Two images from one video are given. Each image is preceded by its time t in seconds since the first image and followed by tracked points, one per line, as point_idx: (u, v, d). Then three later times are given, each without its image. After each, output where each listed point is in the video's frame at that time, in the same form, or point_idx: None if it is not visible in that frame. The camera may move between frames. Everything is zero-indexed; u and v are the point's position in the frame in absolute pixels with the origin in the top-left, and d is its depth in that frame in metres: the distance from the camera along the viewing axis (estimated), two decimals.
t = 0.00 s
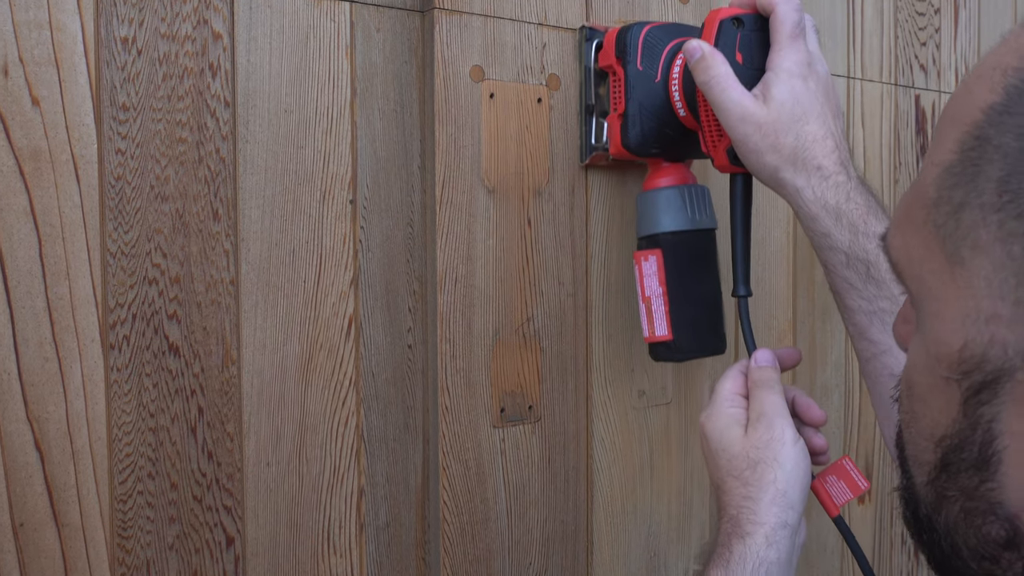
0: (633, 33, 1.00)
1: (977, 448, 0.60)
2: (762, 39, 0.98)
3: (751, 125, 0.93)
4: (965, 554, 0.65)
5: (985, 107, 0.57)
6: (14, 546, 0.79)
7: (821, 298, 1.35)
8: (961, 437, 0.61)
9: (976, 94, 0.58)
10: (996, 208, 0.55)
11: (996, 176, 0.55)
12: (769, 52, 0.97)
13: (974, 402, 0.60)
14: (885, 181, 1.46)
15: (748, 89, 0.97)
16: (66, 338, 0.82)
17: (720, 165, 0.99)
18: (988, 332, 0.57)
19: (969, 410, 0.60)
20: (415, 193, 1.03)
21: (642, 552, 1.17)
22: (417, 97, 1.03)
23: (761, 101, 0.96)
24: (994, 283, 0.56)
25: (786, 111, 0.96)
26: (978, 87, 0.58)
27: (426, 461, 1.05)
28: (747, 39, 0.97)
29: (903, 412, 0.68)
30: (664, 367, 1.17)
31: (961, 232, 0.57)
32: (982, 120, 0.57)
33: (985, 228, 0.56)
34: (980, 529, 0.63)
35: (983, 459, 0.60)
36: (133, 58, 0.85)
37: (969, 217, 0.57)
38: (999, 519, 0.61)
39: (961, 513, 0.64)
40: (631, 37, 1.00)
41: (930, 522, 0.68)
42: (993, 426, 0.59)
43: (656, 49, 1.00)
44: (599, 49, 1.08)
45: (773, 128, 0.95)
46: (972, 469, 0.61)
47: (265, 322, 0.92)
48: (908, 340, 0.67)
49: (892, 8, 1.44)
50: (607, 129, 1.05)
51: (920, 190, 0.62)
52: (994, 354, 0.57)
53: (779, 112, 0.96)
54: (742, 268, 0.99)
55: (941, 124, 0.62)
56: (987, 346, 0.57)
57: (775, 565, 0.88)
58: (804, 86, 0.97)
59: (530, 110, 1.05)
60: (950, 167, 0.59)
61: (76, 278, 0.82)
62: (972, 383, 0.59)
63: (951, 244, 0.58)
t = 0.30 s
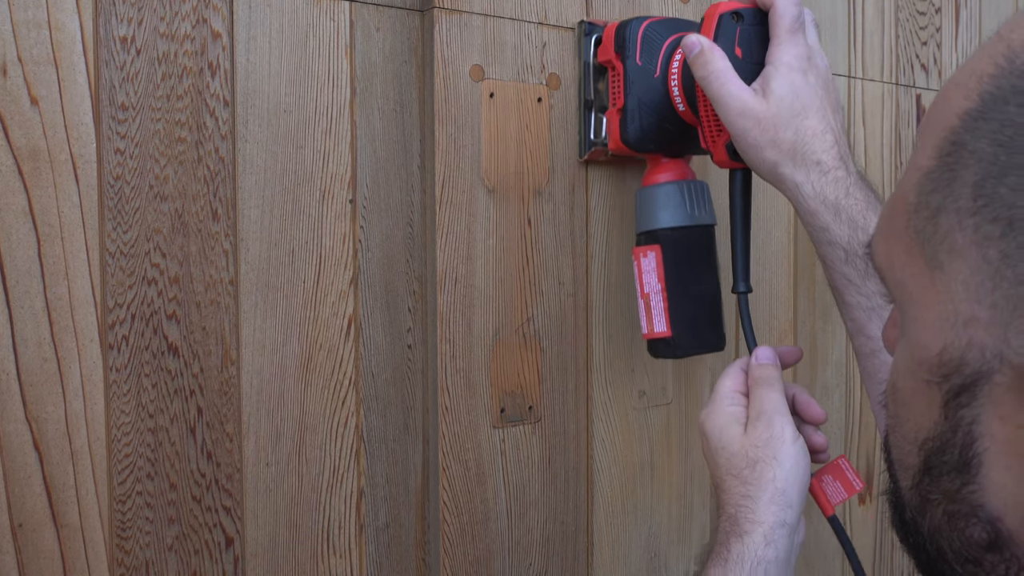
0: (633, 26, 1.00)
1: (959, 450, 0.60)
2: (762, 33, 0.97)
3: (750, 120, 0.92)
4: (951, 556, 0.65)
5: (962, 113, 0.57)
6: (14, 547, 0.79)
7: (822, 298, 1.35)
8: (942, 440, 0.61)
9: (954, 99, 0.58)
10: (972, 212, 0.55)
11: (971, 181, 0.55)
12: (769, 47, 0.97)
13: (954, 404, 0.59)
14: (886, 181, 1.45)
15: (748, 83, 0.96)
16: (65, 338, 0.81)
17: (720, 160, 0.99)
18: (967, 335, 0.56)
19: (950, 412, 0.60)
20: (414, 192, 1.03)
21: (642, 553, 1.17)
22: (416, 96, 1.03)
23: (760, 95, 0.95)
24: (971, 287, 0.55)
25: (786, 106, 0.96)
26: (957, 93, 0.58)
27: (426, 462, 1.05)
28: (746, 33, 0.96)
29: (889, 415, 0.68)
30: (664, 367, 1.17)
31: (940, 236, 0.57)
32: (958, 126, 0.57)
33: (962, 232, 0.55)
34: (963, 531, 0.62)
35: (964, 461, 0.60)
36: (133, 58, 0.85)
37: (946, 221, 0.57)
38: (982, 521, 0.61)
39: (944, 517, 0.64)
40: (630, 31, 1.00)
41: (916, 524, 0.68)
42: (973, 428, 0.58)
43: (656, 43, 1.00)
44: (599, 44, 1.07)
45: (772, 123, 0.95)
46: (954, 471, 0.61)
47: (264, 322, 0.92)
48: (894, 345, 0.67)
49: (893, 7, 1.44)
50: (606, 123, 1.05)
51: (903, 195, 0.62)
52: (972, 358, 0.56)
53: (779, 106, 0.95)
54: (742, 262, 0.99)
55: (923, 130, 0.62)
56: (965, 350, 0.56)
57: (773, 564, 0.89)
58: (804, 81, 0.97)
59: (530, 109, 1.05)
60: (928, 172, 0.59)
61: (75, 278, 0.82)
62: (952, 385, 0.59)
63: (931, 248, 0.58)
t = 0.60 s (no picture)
0: (634, 51, 1.00)
1: (960, 452, 0.60)
2: (762, 60, 0.98)
3: (751, 148, 0.93)
4: (949, 559, 0.65)
5: (966, 113, 0.57)
6: (12, 547, 0.79)
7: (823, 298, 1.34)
8: (943, 441, 0.61)
9: (958, 98, 0.57)
10: (977, 213, 0.54)
11: (976, 182, 0.55)
12: (770, 74, 0.97)
13: (955, 406, 0.59)
14: (887, 181, 1.45)
15: (748, 111, 0.97)
16: (64, 338, 0.81)
17: (720, 188, 0.99)
18: (970, 336, 0.56)
19: (951, 414, 0.60)
20: (414, 192, 1.03)
21: (642, 553, 1.17)
22: (416, 96, 1.02)
23: (761, 123, 0.96)
24: (974, 289, 0.55)
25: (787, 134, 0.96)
26: (961, 93, 0.58)
27: (426, 462, 1.04)
28: (747, 60, 0.97)
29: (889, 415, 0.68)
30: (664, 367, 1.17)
31: (944, 236, 0.57)
32: (963, 127, 0.56)
33: (966, 233, 0.55)
34: (964, 533, 0.62)
35: (964, 463, 0.60)
36: (131, 57, 0.84)
37: (950, 222, 0.56)
38: (982, 523, 0.61)
39: (944, 518, 0.63)
40: (631, 56, 1.00)
41: (915, 525, 0.68)
42: (975, 430, 0.58)
43: (657, 69, 1.00)
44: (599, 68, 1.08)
45: (772, 151, 0.95)
46: (955, 473, 0.61)
47: (264, 322, 0.92)
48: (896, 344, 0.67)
49: (894, 6, 1.43)
50: (607, 149, 1.05)
51: (906, 196, 0.61)
52: (975, 360, 0.56)
53: (780, 135, 0.95)
54: (742, 283, 0.98)
55: (927, 129, 0.61)
56: (968, 352, 0.56)
57: None
58: (804, 109, 0.97)
59: (530, 109, 1.05)
60: (932, 172, 0.58)
61: (74, 277, 0.81)
62: (954, 388, 0.59)
63: (934, 249, 0.58)
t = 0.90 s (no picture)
0: (643, 93, 1.02)
1: (973, 452, 0.60)
2: (771, 106, 0.99)
3: (759, 194, 0.93)
4: (958, 558, 0.64)
5: (993, 109, 0.56)
6: (11, 548, 0.79)
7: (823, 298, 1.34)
8: (955, 440, 0.61)
9: (985, 93, 0.57)
10: (1000, 212, 0.54)
11: (1002, 180, 0.55)
12: (779, 120, 0.98)
13: (970, 406, 0.59)
14: (888, 181, 1.45)
15: (757, 156, 0.97)
16: (63, 338, 0.81)
17: (728, 231, 1.00)
18: (987, 336, 0.56)
19: (966, 414, 0.60)
20: (414, 192, 1.03)
21: (643, 554, 1.17)
22: (416, 96, 1.02)
23: (770, 169, 0.96)
24: (994, 289, 0.55)
25: (796, 180, 0.96)
26: (988, 87, 0.58)
27: (426, 463, 1.04)
28: (756, 106, 0.98)
29: (898, 411, 0.67)
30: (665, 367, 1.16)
31: (965, 234, 0.57)
32: (990, 123, 0.56)
33: (989, 232, 0.55)
34: (974, 533, 0.62)
35: (977, 463, 0.59)
36: (130, 57, 0.84)
37: (971, 220, 0.56)
38: (993, 523, 0.60)
39: (954, 517, 0.63)
40: (641, 99, 1.02)
41: (924, 523, 0.67)
42: (989, 431, 0.58)
43: (666, 112, 1.02)
44: (608, 108, 1.09)
45: (781, 197, 0.95)
46: (967, 472, 0.60)
47: (263, 323, 0.92)
48: (906, 338, 0.67)
49: (895, 6, 1.43)
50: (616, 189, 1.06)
51: (926, 192, 0.61)
52: (993, 359, 0.56)
53: (789, 182, 0.96)
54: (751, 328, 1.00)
55: (948, 123, 0.61)
56: (986, 351, 0.56)
57: None
58: (813, 155, 0.97)
59: (530, 108, 1.05)
60: (955, 168, 0.58)
61: (73, 277, 0.81)
62: (970, 388, 0.58)
63: (954, 246, 0.58)
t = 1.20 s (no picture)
0: (648, 140, 1.02)
1: (980, 454, 0.60)
2: (776, 156, 0.99)
3: (765, 246, 0.93)
4: (964, 562, 0.63)
5: (1003, 115, 0.57)
6: (10, 548, 0.79)
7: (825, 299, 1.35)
8: (963, 443, 0.61)
9: (994, 100, 0.58)
10: (1010, 216, 0.55)
11: (1013, 184, 0.55)
12: (784, 170, 0.98)
13: (978, 408, 0.59)
14: (889, 181, 1.44)
15: (761, 207, 0.97)
16: (62, 338, 0.81)
17: (732, 280, 1.00)
18: (996, 339, 0.57)
19: (974, 417, 0.60)
20: (414, 192, 1.03)
21: (643, 554, 1.17)
22: (416, 95, 1.02)
23: (774, 220, 0.96)
24: (1004, 293, 0.55)
25: (801, 233, 0.96)
26: (996, 93, 0.58)
27: (425, 463, 1.04)
28: (761, 156, 0.98)
29: (905, 417, 0.68)
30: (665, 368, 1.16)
31: (974, 238, 0.57)
32: (999, 128, 0.57)
33: (998, 236, 0.56)
34: (981, 535, 0.61)
35: (984, 465, 0.59)
36: (130, 56, 0.84)
37: (981, 224, 0.57)
38: (1001, 526, 0.60)
39: (961, 519, 0.63)
40: (645, 145, 1.02)
41: (930, 527, 0.67)
42: (996, 433, 0.58)
43: (670, 159, 1.01)
44: (613, 153, 1.09)
45: (787, 250, 0.94)
46: (974, 475, 0.60)
47: (262, 322, 0.91)
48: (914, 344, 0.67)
49: (896, 5, 1.43)
50: (620, 235, 1.07)
51: (933, 197, 0.61)
52: (1002, 362, 0.56)
53: (794, 234, 0.95)
54: (753, 373, 1.01)
55: (955, 128, 0.62)
56: (994, 354, 0.57)
57: None
58: (818, 207, 0.97)
59: (530, 108, 1.04)
60: (964, 173, 0.59)
61: (72, 277, 0.81)
62: (977, 390, 0.59)
63: (963, 250, 0.58)
